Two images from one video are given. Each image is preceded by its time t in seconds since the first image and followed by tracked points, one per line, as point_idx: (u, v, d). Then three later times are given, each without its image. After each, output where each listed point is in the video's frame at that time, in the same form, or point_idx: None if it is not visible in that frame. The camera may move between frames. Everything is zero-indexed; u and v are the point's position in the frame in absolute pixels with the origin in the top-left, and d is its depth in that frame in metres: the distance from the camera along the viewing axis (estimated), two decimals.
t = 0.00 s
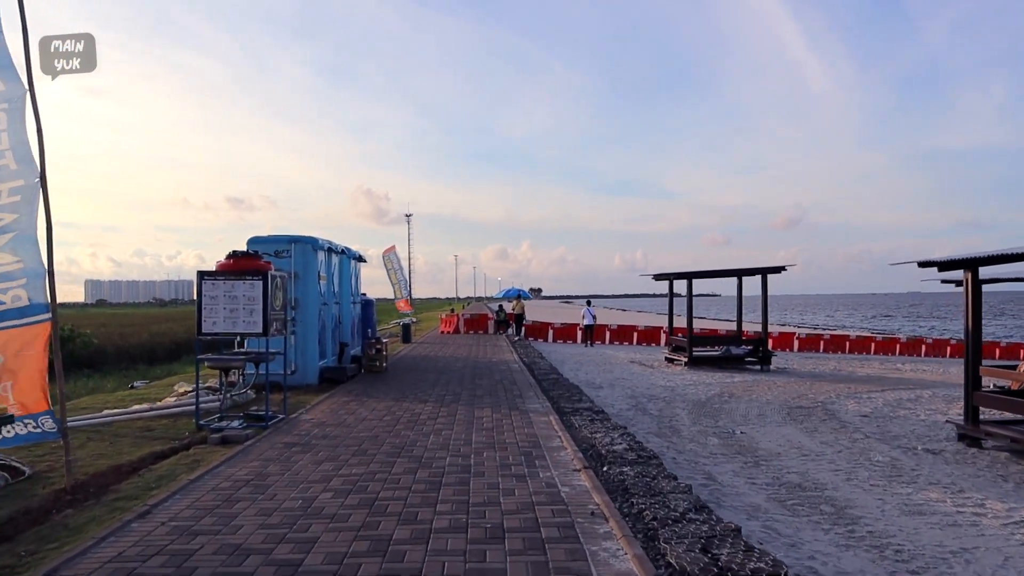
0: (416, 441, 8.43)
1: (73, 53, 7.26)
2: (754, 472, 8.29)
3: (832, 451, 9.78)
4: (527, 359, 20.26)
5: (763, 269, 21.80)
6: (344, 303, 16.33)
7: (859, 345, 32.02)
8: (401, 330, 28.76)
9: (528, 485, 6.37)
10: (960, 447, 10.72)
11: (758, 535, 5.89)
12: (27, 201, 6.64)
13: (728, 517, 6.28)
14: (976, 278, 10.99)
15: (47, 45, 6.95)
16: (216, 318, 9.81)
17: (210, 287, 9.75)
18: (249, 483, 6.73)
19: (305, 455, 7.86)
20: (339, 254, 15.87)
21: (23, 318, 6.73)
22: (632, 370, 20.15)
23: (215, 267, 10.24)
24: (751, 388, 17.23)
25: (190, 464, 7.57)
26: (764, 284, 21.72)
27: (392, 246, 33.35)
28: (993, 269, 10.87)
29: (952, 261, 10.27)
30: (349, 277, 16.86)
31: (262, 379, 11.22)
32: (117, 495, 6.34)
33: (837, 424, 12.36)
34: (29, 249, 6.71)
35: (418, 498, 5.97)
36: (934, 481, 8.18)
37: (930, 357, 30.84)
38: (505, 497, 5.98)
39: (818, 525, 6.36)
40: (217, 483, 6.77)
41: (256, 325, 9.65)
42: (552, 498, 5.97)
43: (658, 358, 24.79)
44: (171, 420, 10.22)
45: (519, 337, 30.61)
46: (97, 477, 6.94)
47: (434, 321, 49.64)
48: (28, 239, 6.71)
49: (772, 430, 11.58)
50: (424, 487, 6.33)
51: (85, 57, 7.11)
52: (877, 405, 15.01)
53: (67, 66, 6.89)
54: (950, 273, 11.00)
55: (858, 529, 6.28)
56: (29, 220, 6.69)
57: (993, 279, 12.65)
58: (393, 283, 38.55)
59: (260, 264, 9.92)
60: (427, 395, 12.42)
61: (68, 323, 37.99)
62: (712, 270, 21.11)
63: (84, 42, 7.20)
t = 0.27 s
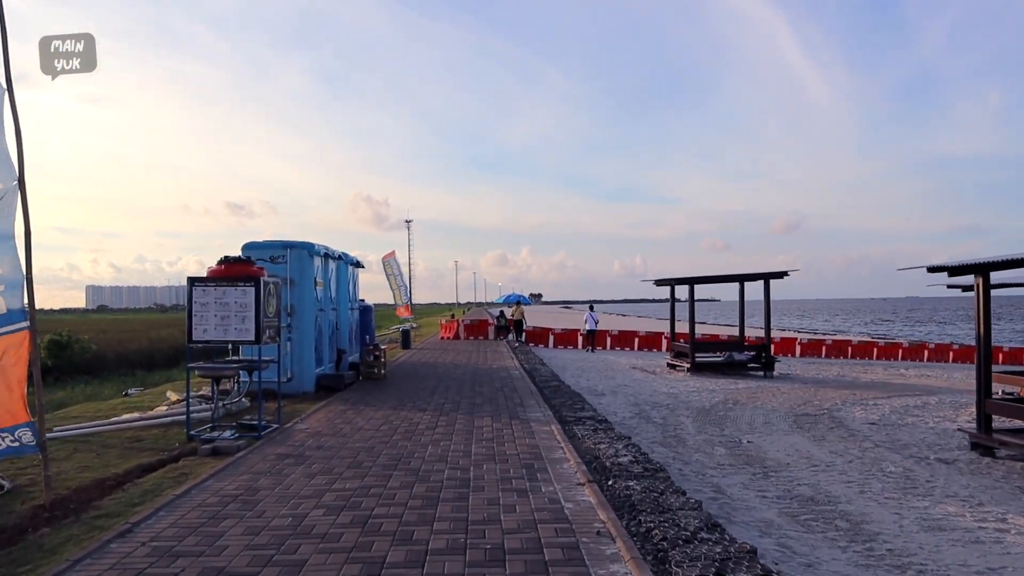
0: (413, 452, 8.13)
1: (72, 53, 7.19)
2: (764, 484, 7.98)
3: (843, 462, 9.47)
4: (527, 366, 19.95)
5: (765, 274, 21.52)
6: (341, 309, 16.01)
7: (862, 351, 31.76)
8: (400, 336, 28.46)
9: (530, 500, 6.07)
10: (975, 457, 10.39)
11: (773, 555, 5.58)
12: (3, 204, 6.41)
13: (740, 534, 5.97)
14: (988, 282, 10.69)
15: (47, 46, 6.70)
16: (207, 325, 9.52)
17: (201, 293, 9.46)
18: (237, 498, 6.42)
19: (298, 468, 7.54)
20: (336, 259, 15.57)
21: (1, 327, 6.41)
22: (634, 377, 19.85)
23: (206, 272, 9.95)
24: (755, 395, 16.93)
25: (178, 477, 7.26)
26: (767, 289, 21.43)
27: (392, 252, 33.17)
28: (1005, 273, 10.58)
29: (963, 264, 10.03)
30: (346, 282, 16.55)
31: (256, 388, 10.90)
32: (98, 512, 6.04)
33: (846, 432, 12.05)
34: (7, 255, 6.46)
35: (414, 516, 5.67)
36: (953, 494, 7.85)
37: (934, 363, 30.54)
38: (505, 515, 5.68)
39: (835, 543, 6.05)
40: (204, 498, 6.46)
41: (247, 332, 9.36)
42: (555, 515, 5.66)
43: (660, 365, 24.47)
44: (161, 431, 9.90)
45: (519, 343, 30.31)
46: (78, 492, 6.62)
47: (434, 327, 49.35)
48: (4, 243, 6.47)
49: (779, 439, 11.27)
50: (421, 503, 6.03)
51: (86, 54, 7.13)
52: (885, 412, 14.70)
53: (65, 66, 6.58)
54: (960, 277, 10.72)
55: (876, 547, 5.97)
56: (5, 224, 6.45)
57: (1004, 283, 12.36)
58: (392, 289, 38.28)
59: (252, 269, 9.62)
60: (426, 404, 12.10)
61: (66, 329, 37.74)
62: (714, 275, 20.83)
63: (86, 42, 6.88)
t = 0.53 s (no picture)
0: (414, 461, 7.86)
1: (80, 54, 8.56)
2: (777, 494, 7.70)
3: (856, 469, 9.18)
4: (530, 370, 19.67)
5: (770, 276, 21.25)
6: (340, 313, 15.74)
7: (866, 353, 31.48)
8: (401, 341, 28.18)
9: (536, 513, 5.79)
10: (991, 463, 10.11)
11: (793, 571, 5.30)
12: None
13: (757, 549, 5.70)
14: (1004, 283, 10.41)
15: (47, 47, 6.44)
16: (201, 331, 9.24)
17: (194, 298, 9.19)
18: (230, 512, 6.15)
19: (295, 478, 7.28)
20: (335, 262, 15.30)
21: None
22: (638, 381, 19.57)
23: (201, 276, 9.69)
24: (762, 399, 16.65)
25: (169, 489, 6.99)
26: (773, 292, 21.14)
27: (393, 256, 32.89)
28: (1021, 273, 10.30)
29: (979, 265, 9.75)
30: (345, 286, 16.28)
31: (252, 394, 10.63)
32: (84, 527, 5.77)
33: (857, 437, 11.77)
34: None
35: (414, 531, 5.39)
36: (974, 503, 7.57)
37: (941, 365, 30.21)
38: (510, 529, 5.40)
39: (857, 556, 5.76)
40: (195, 511, 6.19)
41: (243, 338, 9.08)
42: (562, 530, 5.38)
43: (664, 368, 24.19)
44: (154, 440, 9.62)
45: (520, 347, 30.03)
46: (65, 506, 6.36)
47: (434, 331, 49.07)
48: None
49: (789, 444, 10.98)
50: (422, 517, 5.76)
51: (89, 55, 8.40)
52: (895, 416, 14.41)
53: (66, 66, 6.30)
54: (975, 277, 10.44)
55: (899, 561, 5.69)
56: None
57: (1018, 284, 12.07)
58: (392, 292, 38.00)
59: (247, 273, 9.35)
60: (427, 410, 11.83)
61: (64, 334, 37.46)
62: (719, 278, 20.55)
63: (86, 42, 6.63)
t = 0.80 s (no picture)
0: (415, 468, 7.55)
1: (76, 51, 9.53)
2: (794, 499, 7.39)
3: (873, 471, 8.87)
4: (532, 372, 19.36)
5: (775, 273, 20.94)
6: (338, 315, 15.44)
7: (871, 351, 31.18)
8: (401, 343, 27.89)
9: (544, 524, 5.49)
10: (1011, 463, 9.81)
11: None
12: None
13: (779, 559, 5.39)
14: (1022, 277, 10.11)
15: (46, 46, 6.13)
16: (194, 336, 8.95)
17: (187, 301, 8.89)
18: (222, 525, 5.84)
19: (292, 488, 6.98)
20: (333, 263, 15.00)
21: None
22: (642, 382, 19.27)
23: (194, 278, 9.39)
24: (770, 399, 16.34)
25: (160, 500, 6.68)
26: (777, 290, 20.84)
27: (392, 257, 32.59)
28: None
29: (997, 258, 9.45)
30: (343, 287, 15.97)
31: (248, 400, 10.32)
32: (68, 544, 5.46)
33: (870, 438, 11.46)
34: None
35: (415, 545, 5.09)
36: (999, 506, 7.27)
37: (948, 362, 29.87)
38: (518, 542, 5.10)
39: (884, 566, 5.45)
40: (186, 525, 5.88)
41: (238, 342, 8.79)
42: (573, 542, 5.07)
43: (667, 368, 23.89)
44: (147, 448, 9.32)
45: (521, 348, 29.73)
46: (49, 520, 6.04)
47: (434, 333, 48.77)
48: None
49: (801, 446, 10.67)
50: (424, 529, 5.45)
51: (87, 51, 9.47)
52: (907, 415, 14.11)
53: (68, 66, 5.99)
54: (992, 272, 10.14)
55: (929, 571, 5.39)
56: None
57: None
58: (392, 294, 37.71)
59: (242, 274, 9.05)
60: (428, 414, 11.53)
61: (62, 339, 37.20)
62: (722, 276, 20.25)
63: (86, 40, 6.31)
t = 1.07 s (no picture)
0: (415, 474, 7.28)
1: (78, 53, 9.36)
2: (809, 502, 7.12)
3: (886, 471, 8.61)
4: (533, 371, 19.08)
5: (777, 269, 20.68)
6: (335, 315, 15.16)
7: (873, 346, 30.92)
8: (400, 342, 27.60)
9: (551, 533, 5.21)
10: None
11: None
12: None
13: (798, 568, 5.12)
14: None
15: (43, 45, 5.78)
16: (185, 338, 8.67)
17: (178, 303, 8.61)
18: (212, 538, 5.56)
19: (287, 496, 6.70)
20: (329, 263, 14.71)
21: None
22: (644, 380, 19.01)
23: (184, 279, 9.11)
24: (775, 396, 16.08)
25: (149, 512, 6.39)
26: (779, 286, 20.59)
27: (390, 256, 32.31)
28: None
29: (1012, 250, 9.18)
30: (340, 287, 15.69)
31: (242, 403, 10.04)
32: (49, 560, 5.18)
33: (881, 436, 11.19)
34: None
35: (415, 558, 4.82)
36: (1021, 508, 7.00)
37: (951, 357, 29.62)
38: (523, 553, 4.82)
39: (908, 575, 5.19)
40: (174, 538, 5.60)
41: (231, 345, 8.52)
42: (581, 552, 4.80)
43: (669, 366, 23.62)
44: (139, 455, 9.04)
45: (521, 346, 29.47)
46: (31, 535, 5.76)
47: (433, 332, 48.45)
48: None
49: (810, 445, 10.40)
50: (424, 540, 5.17)
51: (89, 53, 9.31)
52: (915, 412, 13.85)
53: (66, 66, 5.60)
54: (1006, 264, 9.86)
55: None
56: None
57: None
58: (390, 294, 37.41)
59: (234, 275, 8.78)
60: (427, 416, 11.25)
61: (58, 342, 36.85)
62: (724, 272, 20.00)
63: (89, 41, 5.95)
